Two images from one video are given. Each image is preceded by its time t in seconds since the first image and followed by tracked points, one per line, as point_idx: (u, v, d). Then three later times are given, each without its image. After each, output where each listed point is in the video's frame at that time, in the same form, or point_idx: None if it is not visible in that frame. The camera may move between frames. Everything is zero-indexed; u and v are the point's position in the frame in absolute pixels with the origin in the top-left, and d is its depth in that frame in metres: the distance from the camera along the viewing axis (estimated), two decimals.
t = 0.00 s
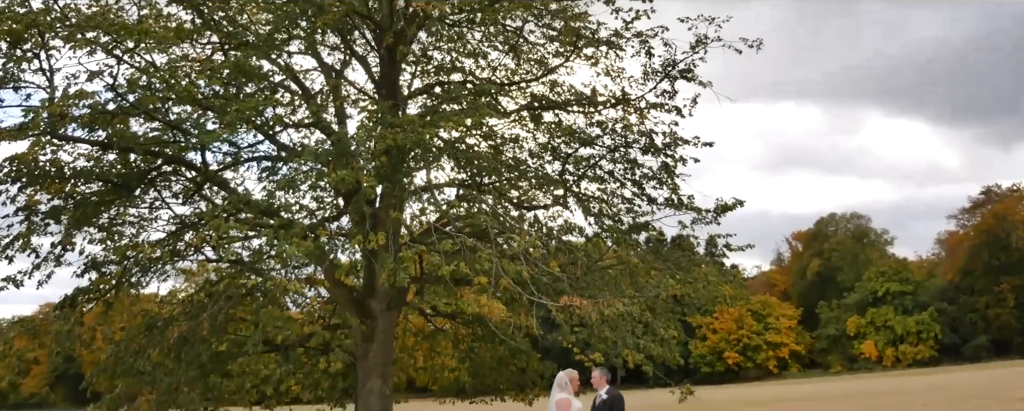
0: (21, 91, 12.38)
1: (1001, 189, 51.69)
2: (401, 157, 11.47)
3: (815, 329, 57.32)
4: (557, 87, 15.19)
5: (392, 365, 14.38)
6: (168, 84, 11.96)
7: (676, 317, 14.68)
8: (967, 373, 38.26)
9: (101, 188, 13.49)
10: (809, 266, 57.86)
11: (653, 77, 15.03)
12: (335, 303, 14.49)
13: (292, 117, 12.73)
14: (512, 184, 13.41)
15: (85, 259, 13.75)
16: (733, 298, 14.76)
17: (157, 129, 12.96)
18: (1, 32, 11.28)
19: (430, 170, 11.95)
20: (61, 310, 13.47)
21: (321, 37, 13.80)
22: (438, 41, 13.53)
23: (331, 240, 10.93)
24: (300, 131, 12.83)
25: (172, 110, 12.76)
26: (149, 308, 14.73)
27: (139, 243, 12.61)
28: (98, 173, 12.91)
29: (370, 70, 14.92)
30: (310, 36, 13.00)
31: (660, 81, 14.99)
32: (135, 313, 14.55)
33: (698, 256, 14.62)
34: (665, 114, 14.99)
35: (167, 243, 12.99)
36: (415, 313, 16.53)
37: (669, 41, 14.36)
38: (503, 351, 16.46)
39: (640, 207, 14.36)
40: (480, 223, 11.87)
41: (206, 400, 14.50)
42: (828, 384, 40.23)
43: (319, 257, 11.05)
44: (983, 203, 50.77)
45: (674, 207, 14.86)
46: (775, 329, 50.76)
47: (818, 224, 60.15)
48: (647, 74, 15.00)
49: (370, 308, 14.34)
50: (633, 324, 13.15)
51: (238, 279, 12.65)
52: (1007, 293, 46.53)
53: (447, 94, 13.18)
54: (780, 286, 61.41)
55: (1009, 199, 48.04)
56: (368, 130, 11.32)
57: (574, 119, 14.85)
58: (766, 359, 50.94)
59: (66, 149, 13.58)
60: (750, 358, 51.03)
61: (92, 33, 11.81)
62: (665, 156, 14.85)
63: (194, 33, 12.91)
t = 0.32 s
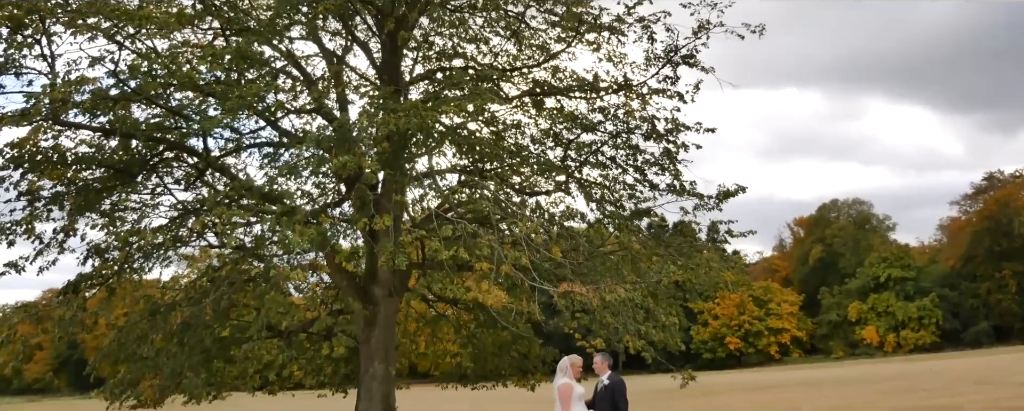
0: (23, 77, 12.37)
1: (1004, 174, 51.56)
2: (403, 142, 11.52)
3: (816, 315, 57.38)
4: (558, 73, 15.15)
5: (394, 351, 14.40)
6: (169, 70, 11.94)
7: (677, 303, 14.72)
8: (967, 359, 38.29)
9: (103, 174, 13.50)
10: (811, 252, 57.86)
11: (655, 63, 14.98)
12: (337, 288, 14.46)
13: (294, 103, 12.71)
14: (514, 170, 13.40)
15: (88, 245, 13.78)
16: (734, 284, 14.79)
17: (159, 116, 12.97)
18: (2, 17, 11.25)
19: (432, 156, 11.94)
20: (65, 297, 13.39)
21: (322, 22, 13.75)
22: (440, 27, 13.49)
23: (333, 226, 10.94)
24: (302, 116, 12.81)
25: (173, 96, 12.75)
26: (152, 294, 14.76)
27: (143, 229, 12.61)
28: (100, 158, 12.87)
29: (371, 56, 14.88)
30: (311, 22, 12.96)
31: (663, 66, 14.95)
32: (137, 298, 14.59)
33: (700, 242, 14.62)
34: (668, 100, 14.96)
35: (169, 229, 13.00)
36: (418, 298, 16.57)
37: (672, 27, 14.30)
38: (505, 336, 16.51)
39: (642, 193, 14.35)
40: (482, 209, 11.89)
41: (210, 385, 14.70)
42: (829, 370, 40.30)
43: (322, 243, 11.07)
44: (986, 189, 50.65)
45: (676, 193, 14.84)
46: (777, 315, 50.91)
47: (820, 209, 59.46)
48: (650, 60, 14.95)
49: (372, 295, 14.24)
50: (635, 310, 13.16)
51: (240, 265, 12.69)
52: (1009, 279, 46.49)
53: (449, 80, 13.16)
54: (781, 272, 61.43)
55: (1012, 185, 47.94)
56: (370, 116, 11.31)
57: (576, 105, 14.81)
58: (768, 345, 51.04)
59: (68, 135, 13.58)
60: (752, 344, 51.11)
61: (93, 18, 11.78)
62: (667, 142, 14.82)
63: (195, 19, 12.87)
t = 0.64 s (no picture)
0: (24, 64, 12.37)
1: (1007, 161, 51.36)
2: (405, 129, 11.56)
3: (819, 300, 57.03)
4: (560, 59, 15.12)
5: (397, 336, 14.57)
6: (171, 56, 11.93)
7: (679, 289, 14.72)
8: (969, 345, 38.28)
9: (105, 160, 13.54)
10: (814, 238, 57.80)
11: (657, 49, 14.93)
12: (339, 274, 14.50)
13: (295, 89, 12.69)
14: (516, 156, 13.37)
15: (90, 230, 13.81)
16: (736, 271, 14.79)
17: (160, 102, 13.03)
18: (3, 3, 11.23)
19: (434, 142, 11.93)
20: (67, 282, 13.38)
21: (323, 8, 13.69)
22: (442, 13, 13.46)
23: (335, 212, 10.95)
24: (304, 103, 12.79)
25: (175, 83, 12.74)
26: (154, 280, 14.79)
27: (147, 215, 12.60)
28: (102, 146, 12.96)
29: (373, 42, 14.84)
30: (313, 8, 12.93)
31: (665, 52, 14.90)
32: (139, 284, 14.62)
33: (702, 228, 14.62)
34: (670, 86, 14.92)
35: (171, 216, 13.01)
36: (420, 285, 16.59)
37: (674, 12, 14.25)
38: (508, 323, 16.63)
39: (644, 179, 14.34)
40: (484, 196, 11.89)
41: (213, 372, 14.87)
42: (829, 356, 40.35)
43: (324, 229, 11.08)
44: (989, 176, 50.48)
45: (678, 180, 14.83)
46: (780, 302, 51.01)
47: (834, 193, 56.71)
48: (652, 46, 14.91)
49: (374, 280, 14.43)
50: (637, 297, 13.15)
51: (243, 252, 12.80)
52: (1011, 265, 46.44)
53: (451, 65, 13.12)
54: (784, 259, 61.25)
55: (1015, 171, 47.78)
56: (372, 102, 11.29)
57: (578, 91, 14.78)
58: (770, 331, 50.96)
59: (70, 121, 13.59)
60: (754, 330, 50.99)
61: (95, 5, 11.76)
62: (670, 128, 14.79)
63: (197, 5, 12.84)
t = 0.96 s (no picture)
0: (25, 50, 12.37)
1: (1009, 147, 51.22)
2: (407, 116, 11.58)
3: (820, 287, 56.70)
4: (562, 45, 15.07)
5: (399, 323, 14.66)
6: (172, 43, 11.92)
7: (680, 275, 14.72)
8: (969, 332, 38.37)
9: (107, 146, 13.58)
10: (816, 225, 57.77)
11: (660, 35, 14.89)
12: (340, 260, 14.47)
13: (297, 76, 12.68)
14: (518, 143, 13.34)
15: (91, 216, 13.84)
16: (737, 257, 14.80)
17: (161, 88, 13.12)
18: None
19: (436, 128, 11.93)
20: (70, 267, 13.44)
21: None
22: None
23: (337, 199, 10.95)
24: (305, 89, 12.79)
25: (176, 69, 12.73)
26: (157, 266, 14.83)
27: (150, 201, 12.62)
28: (104, 132, 13.09)
29: (375, 28, 14.81)
30: None
31: (667, 38, 14.86)
32: (140, 270, 14.65)
33: (703, 215, 14.65)
34: (672, 73, 14.90)
35: (173, 202, 13.04)
36: (423, 271, 16.61)
37: None
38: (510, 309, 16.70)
39: (646, 166, 14.35)
40: (485, 182, 11.88)
41: (214, 358, 14.82)
42: (829, 343, 40.50)
43: (326, 215, 11.10)
44: (991, 162, 50.36)
45: (680, 166, 14.84)
46: (780, 288, 51.45)
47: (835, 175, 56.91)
48: (654, 32, 14.86)
49: (376, 266, 14.36)
50: (639, 283, 13.19)
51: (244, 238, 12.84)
52: (1012, 252, 46.42)
53: (453, 51, 13.09)
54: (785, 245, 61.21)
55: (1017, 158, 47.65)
56: (373, 88, 11.27)
57: (579, 77, 14.76)
58: (771, 318, 50.85)
59: (71, 107, 13.60)
60: (755, 317, 50.57)
61: None
62: (672, 114, 14.78)
63: None
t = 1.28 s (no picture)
0: (25, 35, 12.34)
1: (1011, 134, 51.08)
2: (408, 102, 11.59)
3: (821, 273, 56.70)
4: (564, 31, 15.01)
5: (401, 308, 14.70)
6: (172, 28, 11.89)
7: (682, 261, 14.73)
8: (970, 319, 38.41)
9: (108, 132, 13.60)
10: (817, 211, 57.72)
11: (662, 21, 14.83)
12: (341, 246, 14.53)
13: (298, 61, 12.66)
14: (520, 129, 13.30)
15: (92, 202, 13.84)
16: (739, 244, 14.79)
17: (162, 74, 13.19)
18: None
19: (438, 114, 11.92)
20: (72, 253, 13.51)
21: None
22: None
23: (338, 185, 10.94)
24: (306, 75, 12.77)
25: (177, 54, 12.71)
26: (158, 252, 14.84)
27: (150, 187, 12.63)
28: (105, 117, 13.12)
29: (376, 13, 14.75)
30: None
31: (669, 24, 14.81)
32: (142, 256, 14.64)
33: (705, 201, 14.65)
34: (674, 58, 14.85)
35: (174, 188, 13.05)
36: (424, 256, 16.60)
37: None
38: (510, 296, 16.74)
39: (648, 152, 14.33)
40: (487, 168, 11.85)
41: (217, 343, 15.15)
42: (828, 329, 40.59)
43: (327, 201, 11.10)
44: (993, 149, 50.22)
45: (682, 152, 14.81)
46: (781, 274, 51.59)
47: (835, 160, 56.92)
48: (657, 18, 14.80)
49: (378, 252, 14.51)
50: (640, 270, 13.19)
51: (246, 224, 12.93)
52: (1014, 239, 46.34)
53: (455, 37, 13.03)
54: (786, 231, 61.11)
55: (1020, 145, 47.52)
56: (374, 74, 11.23)
57: (581, 63, 14.73)
58: (772, 304, 50.94)
59: (73, 92, 13.60)
60: (756, 303, 50.81)
61: None
62: (673, 100, 14.74)
63: None
